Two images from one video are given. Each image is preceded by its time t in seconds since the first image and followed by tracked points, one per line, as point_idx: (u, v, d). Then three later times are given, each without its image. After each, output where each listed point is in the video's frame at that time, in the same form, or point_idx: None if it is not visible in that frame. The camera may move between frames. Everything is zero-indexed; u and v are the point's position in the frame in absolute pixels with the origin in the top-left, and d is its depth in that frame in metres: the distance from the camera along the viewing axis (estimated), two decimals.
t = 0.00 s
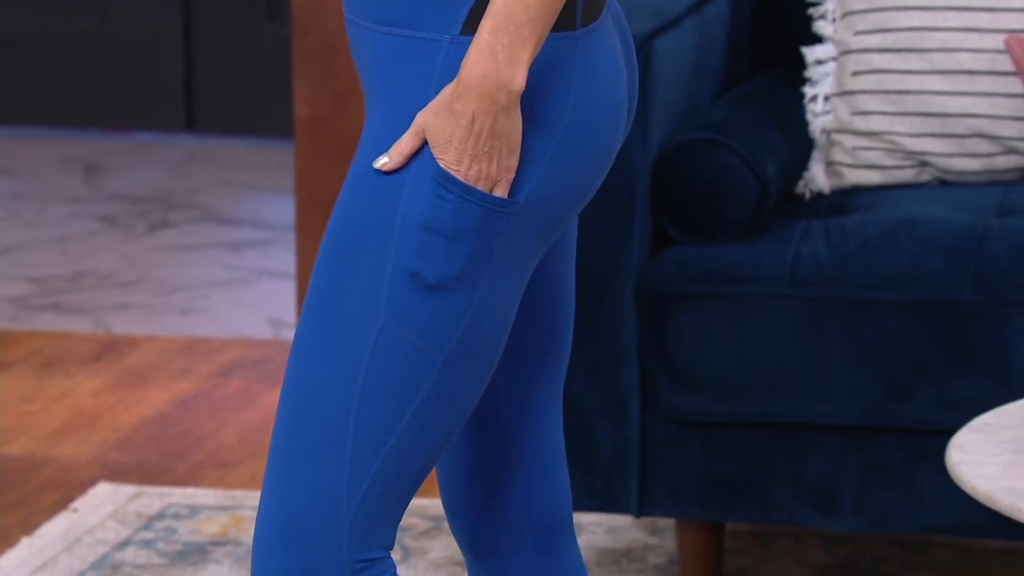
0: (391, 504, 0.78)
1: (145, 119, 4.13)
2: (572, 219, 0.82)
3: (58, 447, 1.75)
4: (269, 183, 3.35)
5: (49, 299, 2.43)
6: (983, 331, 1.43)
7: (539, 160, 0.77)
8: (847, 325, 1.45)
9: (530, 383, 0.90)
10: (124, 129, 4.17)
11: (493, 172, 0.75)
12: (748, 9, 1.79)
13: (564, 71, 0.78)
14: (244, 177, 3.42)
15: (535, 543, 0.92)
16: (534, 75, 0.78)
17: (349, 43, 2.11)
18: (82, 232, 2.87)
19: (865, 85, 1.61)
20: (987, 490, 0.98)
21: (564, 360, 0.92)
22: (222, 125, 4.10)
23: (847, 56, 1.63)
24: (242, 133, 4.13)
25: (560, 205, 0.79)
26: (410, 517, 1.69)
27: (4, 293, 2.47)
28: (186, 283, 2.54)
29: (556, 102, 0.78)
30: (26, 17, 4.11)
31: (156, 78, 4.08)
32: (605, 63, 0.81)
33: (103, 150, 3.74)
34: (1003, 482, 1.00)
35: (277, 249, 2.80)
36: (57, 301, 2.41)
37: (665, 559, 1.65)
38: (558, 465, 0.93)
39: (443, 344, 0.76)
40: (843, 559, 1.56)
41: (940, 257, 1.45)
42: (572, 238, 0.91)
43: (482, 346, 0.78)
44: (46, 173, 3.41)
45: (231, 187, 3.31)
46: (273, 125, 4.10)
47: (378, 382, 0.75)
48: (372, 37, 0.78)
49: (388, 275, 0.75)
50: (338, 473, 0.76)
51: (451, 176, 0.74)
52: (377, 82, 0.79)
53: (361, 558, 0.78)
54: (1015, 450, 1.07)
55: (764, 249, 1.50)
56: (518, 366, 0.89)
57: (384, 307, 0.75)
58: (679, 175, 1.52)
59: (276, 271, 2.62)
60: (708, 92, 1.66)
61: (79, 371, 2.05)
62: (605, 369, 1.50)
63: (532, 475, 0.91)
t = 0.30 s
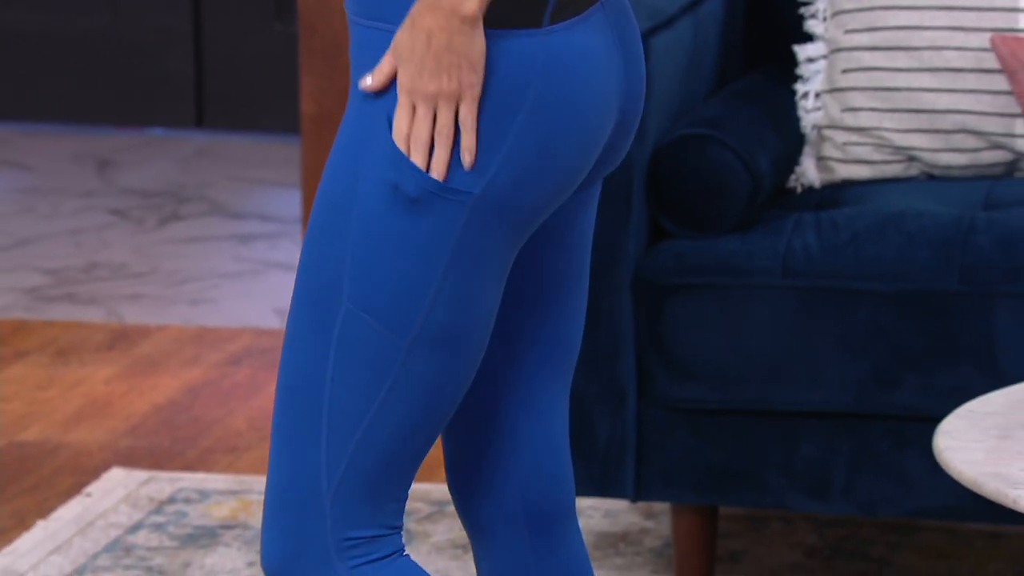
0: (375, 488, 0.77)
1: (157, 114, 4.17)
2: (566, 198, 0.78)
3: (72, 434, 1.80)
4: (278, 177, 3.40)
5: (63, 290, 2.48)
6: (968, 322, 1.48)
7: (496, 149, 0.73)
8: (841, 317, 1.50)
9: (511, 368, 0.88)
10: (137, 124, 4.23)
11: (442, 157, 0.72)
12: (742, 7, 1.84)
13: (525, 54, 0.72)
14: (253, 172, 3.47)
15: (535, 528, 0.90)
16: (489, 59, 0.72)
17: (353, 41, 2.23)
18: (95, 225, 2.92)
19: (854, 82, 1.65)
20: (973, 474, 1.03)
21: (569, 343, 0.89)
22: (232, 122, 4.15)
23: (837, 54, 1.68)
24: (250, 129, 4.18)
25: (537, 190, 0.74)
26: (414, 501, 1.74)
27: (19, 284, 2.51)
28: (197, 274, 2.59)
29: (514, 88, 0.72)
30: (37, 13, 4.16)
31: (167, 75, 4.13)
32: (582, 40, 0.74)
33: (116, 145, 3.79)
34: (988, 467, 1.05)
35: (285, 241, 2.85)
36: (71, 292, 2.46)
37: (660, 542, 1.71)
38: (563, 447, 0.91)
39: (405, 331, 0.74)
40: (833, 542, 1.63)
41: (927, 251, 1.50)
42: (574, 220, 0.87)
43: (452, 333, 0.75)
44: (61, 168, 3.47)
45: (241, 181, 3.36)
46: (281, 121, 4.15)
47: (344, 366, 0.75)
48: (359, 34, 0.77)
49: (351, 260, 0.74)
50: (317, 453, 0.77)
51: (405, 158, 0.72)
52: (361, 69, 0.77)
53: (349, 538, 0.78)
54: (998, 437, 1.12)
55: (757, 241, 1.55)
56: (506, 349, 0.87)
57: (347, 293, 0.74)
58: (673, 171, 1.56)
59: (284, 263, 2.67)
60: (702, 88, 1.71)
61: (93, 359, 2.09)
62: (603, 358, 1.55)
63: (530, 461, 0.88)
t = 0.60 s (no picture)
0: (372, 478, 0.78)
1: (167, 114, 4.22)
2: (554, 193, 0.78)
3: (86, 425, 1.85)
4: (287, 176, 3.45)
5: (78, 285, 2.53)
6: (954, 316, 1.53)
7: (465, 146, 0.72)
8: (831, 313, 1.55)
9: (510, 362, 0.87)
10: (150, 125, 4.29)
11: (413, 153, 0.72)
12: (736, 8, 1.89)
13: (492, 52, 0.72)
14: (262, 171, 3.52)
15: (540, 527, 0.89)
16: (455, 59, 0.73)
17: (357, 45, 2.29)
18: (109, 222, 2.98)
19: (844, 84, 1.70)
20: (960, 465, 1.07)
21: (576, 340, 0.88)
22: (242, 122, 4.21)
23: (828, 56, 1.73)
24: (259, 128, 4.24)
25: (519, 183, 0.74)
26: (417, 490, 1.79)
27: (35, 279, 2.57)
28: (207, 270, 2.64)
29: (482, 85, 0.72)
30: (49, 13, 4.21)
31: (177, 75, 4.18)
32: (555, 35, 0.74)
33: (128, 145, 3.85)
34: (975, 457, 1.09)
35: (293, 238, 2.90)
36: (85, 287, 2.52)
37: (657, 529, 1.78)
38: (575, 444, 0.89)
39: (386, 323, 0.75)
40: (822, 530, 1.70)
41: (915, 248, 1.54)
42: (569, 213, 0.86)
43: (434, 326, 0.75)
44: (75, 167, 3.52)
45: (250, 180, 3.41)
46: (289, 124, 4.21)
47: (332, 361, 0.77)
48: (348, 36, 0.78)
49: (335, 257, 0.76)
50: (314, 448, 0.78)
51: (380, 154, 0.73)
52: (349, 69, 0.78)
53: (353, 524, 0.78)
54: (984, 428, 1.17)
55: (750, 239, 1.60)
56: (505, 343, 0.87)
57: (333, 288, 0.76)
58: (668, 170, 1.62)
59: (292, 259, 2.73)
60: (697, 89, 1.76)
61: (107, 352, 2.15)
62: (601, 351, 1.60)
63: (535, 456, 0.87)
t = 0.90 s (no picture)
0: (374, 472, 0.83)
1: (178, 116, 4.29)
2: (553, 202, 0.83)
3: (100, 417, 1.91)
4: (297, 176, 3.50)
5: (92, 282, 2.58)
6: (941, 311, 1.58)
7: (469, 156, 0.77)
8: (821, 309, 1.60)
9: (512, 359, 0.91)
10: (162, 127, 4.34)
11: (420, 161, 0.77)
12: (730, 13, 1.94)
13: (496, 65, 0.77)
14: (271, 171, 3.57)
15: (546, 515, 0.93)
16: (460, 68, 0.77)
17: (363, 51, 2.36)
18: (121, 222, 3.03)
19: (835, 88, 1.75)
20: (947, 457, 1.12)
21: (580, 340, 0.92)
22: (251, 122, 4.25)
23: (818, 61, 1.78)
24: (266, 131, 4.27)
25: (517, 193, 0.80)
26: (418, 482, 1.84)
27: (50, 276, 2.62)
28: (217, 267, 2.70)
29: (485, 98, 0.77)
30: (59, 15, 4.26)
31: (187, 77, 4.23)
32: (556, 51, 0.79)
33: (143, 146, 3.90)
34: (962, 450, 1.14)
35: (301, 236, 2.95)
36: (99, 284, 2.57)
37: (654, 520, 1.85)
38: (581, 441, 0.93)
39: (391, 324, 0.79)
40: (813, 520, 1.78)
41: (903, 246, 1.59)
42: (571, 218, 0.90)
43: (436, 327, 0.80)
44: (90, 168, 3.57)
45: (260, 181, 3.46)
46: (299, 123, 4.24)
47: (338, 357, 0.81)
48: (360, 43, 0.82)
49: (341, 258, 0.80)
50: (318, 439, 0.83)
51: (387, 162, 0.78)
52: (360, 76, 0.82)
53: (351, 517, 0.83)
54: (969, 420, 1.23)
55: (744, 239, 1.65)
56: (508, 340, 0.91)
57: (339, 287, 0.80)
58: (664, 171, 1.68)
59: (299, 257, 2.78)
60: (692, 92, 1.81)
61: (120, 347, 2.20)
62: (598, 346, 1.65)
63: (534, 452, 0.91)
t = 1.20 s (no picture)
0: (380, 467, 0.86)
1: (186, 122, 4.31)
2: (556, 206, 0.87)
3: (113, 411, 1.96)
4: (305, 178, 3.55)
5: (105, 280, 2.64)
6: (927, 312, 1.63)
7: (480, 160, 0.81)
8: (813, 309, 1.65)
9: (516, 353, 0.95)
10: (172, 131, 4.38)
11: (432, 164, 0.81)
12: (724, 18, 1.99)
13: (506, 71, 0.81)
14: (279, 173, 3.62)
15: (547, 506, 0.97)
16: (472, 73, 0.81)
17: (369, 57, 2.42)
18: (133, 221, 3.08)
19: (825, 92, 1.81)
20: (934, 450, 1.18)
21: (581, 337, 0.96)
22: (261, 125, 4.30)
23: (809, 66, 1.83)
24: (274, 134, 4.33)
25: (523, 197, 0.83)
26: (423, 473, 1.89)
27: (64, 274, 2.67)
28: (226, 265, 2.75)
29: (496, 102, 0.81)
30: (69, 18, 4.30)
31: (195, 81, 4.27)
32: (564, 56, 0.82)
33: (155, 149, 3.95)
34: (948, 443, 1.19)
35: (308, 235, 3.01)
36: (112, 282, 2.62)
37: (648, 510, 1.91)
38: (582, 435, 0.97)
39: (400, 323, 0.83)
40: (802, 510, 1.84)
41: (892, 244, 1.65)
42: (574, 219, 0.94)
43: (443, 326, 0.84)
44: (103, 169, 3.62)
45: (269, 182, 3.51)
46: (307, 126, 4.30)
47: (348, 354, 0.84)
48: (373, 50, 0.86)
49: (354, 258, 0.84)
50: (325, 434, 0.86)
51: (401, 163, 0.82)
52: (372, 82, 0.86)
53: (356, 509, 0.86)
54: (956, 414, 1.28)
55: (736, 236, 1.72)
56: (512, 335, 0.95)
57: (351, 287, 0.84)
58: (659, 172, 1.73)
59: (306, 256, 2.83)
60: (686, 96, 1.86)
61: (132, 343, 2.25)
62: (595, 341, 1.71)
63: (534, 445, 0.95)
